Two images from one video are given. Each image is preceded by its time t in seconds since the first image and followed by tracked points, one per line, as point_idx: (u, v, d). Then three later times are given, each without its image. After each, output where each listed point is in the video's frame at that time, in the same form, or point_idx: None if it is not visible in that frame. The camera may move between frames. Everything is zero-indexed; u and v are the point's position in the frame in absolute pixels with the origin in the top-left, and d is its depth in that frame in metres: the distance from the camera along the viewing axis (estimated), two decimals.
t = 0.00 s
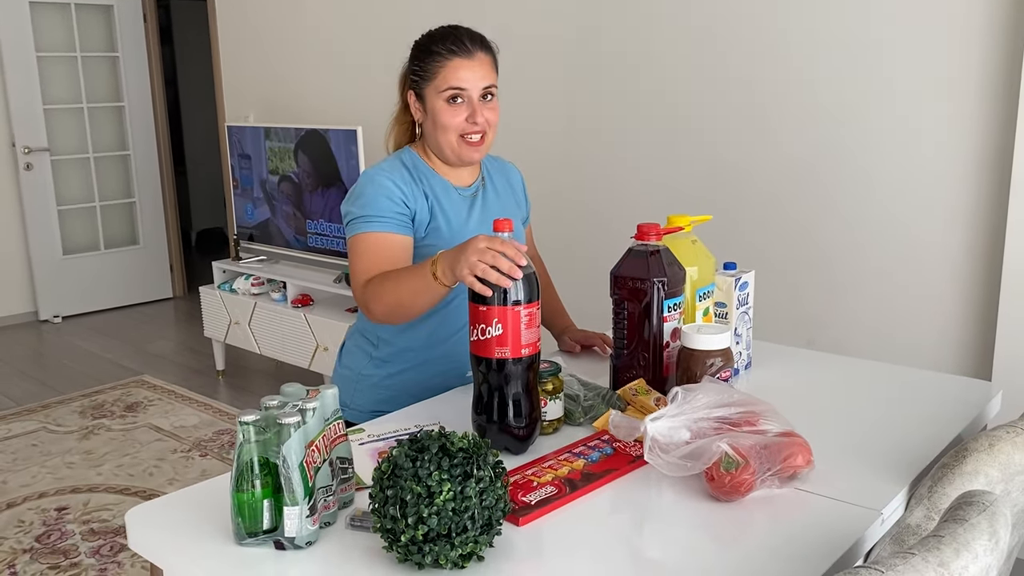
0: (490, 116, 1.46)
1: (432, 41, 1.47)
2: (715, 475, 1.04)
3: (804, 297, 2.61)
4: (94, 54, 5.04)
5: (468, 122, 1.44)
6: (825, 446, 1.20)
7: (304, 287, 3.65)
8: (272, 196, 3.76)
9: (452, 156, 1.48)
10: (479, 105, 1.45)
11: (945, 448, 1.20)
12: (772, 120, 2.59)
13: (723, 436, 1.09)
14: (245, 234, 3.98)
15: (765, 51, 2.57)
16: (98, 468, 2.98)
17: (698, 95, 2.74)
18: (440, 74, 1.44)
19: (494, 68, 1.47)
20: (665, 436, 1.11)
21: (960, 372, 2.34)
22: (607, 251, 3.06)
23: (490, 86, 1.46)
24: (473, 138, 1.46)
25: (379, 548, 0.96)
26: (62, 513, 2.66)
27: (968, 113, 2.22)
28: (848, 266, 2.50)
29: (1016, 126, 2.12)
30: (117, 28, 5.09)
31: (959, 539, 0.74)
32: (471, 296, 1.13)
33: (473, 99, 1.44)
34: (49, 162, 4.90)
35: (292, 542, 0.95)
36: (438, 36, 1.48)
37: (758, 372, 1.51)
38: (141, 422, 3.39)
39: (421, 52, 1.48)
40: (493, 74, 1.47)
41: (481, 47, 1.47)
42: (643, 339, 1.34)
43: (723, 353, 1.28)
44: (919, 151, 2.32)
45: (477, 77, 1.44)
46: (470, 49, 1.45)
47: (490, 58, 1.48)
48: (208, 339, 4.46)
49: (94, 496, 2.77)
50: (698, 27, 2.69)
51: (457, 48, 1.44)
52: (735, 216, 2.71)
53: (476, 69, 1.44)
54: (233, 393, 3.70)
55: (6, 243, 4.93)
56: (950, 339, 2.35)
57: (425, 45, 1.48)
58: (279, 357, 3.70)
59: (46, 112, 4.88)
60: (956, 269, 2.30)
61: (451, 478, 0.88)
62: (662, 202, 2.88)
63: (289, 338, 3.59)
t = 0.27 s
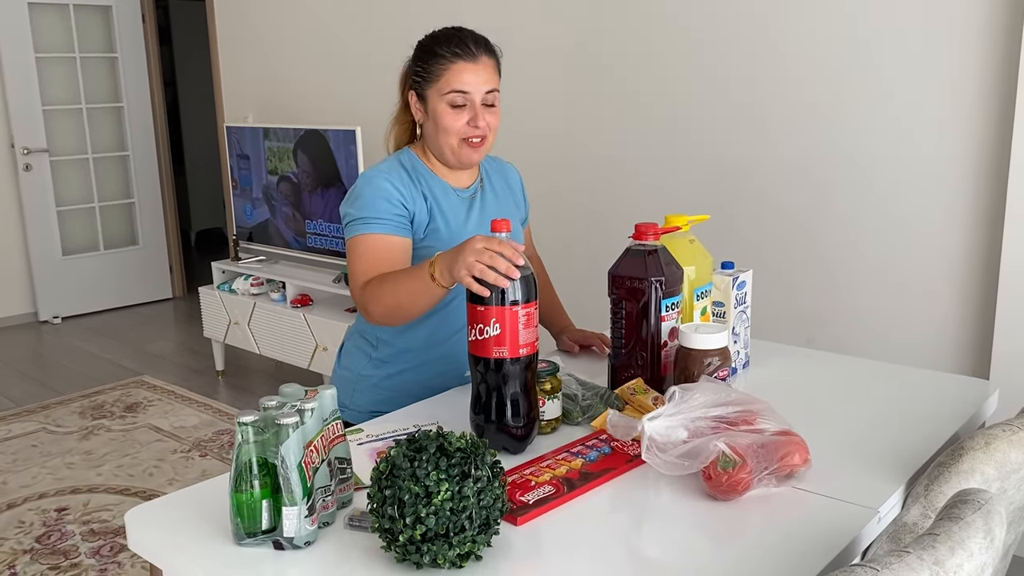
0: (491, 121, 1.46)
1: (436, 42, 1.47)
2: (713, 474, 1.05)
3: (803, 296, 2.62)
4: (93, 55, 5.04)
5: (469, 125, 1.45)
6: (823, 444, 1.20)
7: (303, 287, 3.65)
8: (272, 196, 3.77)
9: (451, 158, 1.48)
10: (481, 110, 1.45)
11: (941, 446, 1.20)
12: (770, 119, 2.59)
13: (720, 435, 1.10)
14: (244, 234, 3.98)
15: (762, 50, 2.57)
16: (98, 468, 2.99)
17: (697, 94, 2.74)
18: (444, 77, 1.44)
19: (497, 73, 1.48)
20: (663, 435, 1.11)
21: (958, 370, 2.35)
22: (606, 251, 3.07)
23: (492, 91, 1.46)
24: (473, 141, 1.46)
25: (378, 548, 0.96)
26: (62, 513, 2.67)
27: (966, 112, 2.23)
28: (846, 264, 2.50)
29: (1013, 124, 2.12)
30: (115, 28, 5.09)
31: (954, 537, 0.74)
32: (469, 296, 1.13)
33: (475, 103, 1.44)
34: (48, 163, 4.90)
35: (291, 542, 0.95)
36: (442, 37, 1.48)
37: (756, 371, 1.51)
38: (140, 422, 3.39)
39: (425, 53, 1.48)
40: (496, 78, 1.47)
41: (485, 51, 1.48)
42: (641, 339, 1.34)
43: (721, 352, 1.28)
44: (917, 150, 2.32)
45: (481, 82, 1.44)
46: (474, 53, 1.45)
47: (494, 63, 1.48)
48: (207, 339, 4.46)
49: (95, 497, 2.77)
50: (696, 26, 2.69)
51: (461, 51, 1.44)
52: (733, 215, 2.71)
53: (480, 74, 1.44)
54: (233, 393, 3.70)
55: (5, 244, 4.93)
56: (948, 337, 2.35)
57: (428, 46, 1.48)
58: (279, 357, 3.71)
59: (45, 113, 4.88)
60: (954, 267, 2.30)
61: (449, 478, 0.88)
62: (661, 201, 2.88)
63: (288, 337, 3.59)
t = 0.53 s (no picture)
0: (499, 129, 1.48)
1: (453, 43, 1.46)
2: (712, 473, 1.05)
3: (802, 295, 2.62)
4: (92, 56, 5.04)
5: (478, 131, 1.45)
6: (821, 443, 1.21)
7: (303, 288, 3.65)
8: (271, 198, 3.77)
9: (455, 161, 1.49)
10: (492, 117, 1.46)
11: (939, 444, 1.21)
12: (769, 118, 2.59)
13: (719, 434, 1.10)
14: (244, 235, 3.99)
15: (761, 49, 2.57)
16: (99, 470, 2.99)
17: (695, 94, 2.74)
18: (460, 80, 1.43)
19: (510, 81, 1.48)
20: (662, 434, 1.12)
21: (957, 369, 2.35)
22: (605, 250, 3.07)
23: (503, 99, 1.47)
24: (478, 147, 1.47)
25: (378, 547, 0.97)
26: (63, 514, 2.67)
27: (964, 110, 2.23)
28: (845, 263, 2.51)
29: (1012, 123, 2.12)
30: (114, 30, 5.10)
31: (952, 535, 0.75)
32: (467, 296, 1.14)
33: (488, 111, 1.45)
34: (48, 165, 4.90)
35: (291, 542, 0.95)
36: (459, 39, 1.46)
37: (755, 370, 1.51)
38: (141, 423, 3.39)
39: (441, 52, 1.46)
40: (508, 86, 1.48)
41: (501, 59, 1.48)
42: (640, 338, 1.34)
43: (720, 351, 1.28)
44: (916, 149, 2.33)
45: (496, 90, 1.44)
46: (493, 61, 1.45)
47: (508, 71, 1.48)
48: (208, 341, 4.47)
49: (95, 498, 2.77)
50: (696, 25, 2.70)
51: (480, 57, 1.44)
52: (733, 214, 2.71)
53: (496, 83, 1.44)
54: (233, 394, 3.70)
55: (5, 245, 4.94)
56: (947, 336, 2.36)
57: (445, 46, 1.46)
58: (279, 358, 3.71)
59: (45, 115, 4.89)
60: (953, 265, 2.31)
61: (449, 477, 0.88)
62: (660, 200, 2.88)
63: (288, 338, 3.59)
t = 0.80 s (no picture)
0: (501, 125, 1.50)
1: (459, 39, 1.47)
2: (713, 473, 1.05)
3: (802, 295, 2.62)
4: (92, 59, 5.04)
5: (486, 125, 1.47)
6: (822, 443, 1.21)
7: (303, 289, 3.65)
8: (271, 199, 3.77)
9: (459, 155, 1.49)
10: (496, 114, 1.49)
11: (939, 443, 1.21)
12: (768, 118, 2.60)
13: (720, 434, 1.10)
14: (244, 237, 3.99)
15: (760, 49, 2.58)
16: (100, 472, 2.99)
17: (695, 94, 2.74)
18: (469, 74, 1.45)
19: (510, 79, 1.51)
20: (663, 434, 1.12)
21: (957, 368, 2.35)
22: (605, 251, 3.07)
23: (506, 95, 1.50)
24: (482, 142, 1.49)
25: (379, 548, 0.97)
26: (64, 517, 2.67)
27: (963, 110, 2.23)
28: (845, 263, 2.51)
29: (1011, 122, 2.12)
30: (114, 32, 5.10)
31: (953, 534, 0.75)
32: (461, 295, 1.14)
33: (494, 107, 1.47)
34: (48, 167, 4.91)
35: (293, 543, 0.95)
36: (465, 36, 1.48)
37: (755, 370, 1.51)
38: (142, 425, 3.39)
39: (447, 47, 1.47)
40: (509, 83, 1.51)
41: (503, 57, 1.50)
42: (640, 338, 1.35)
43: (721, 351, 1.29)
44: (915, 148, 2.33)
45: (502, 87, 1.47)
46: (498, 59, 1.48)
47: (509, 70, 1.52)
48: (208, 342, 4.47)
49: (97, 500, 2.78)
50: (696, 25, 2.69)
51: (487, 53, 1.46)
52: (732, 214, 2.72)
53: (501, 80, 1.47)
54: (234, 396, 3.71)
55: (6, 247, 4.94)
56: (947, 335, 2.36)
57: (452, 41, 1.47)
58: (279, 360, 3.71)
59: (45, 117, 4.89)
60: (952, 265, 2.31)
61: (450, 478, 0.89)
62: (660, 200, 2.89)
63: (289, 340, 3.60)
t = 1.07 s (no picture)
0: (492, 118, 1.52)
1: (446, 35, 1.49)
2: (714, 474, 1.05)
3: (803, 295, 2.62)
4: (92, 62, 5.05)
5: (481, 117, 1.49)
6: (823, 443, 1.21)
7: (304, 291, 3.65)
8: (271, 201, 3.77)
9: (454, 149, 1.50)
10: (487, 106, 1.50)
11: (941, 443, 1.21)
12: (767, 118, 2.60)
13: (721, 435, 1.10)
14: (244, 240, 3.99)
15: (760, 49, 2.58)
16: (101, 475, 2.99)
17: (694, 95, 2.75)
18: (461, 66, 1.47)
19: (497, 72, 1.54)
20: (664, 435, 1.12)
21: (958, 367, 2.35)
22: (605, 252, 3.07)
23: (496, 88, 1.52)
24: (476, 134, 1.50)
25: (382, 550, 0.97)
26: (65, 520, 2.67)
27: (963, 109, 2.23)
28: (845, 263, 2.51)
29: (1011, 122, 2.13)
30: (113, 35, 5.10)
31: (955, 533, 0.75)
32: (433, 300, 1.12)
33: (485, 99, 1.49)
34: (48, 170, 4.91)
35: (295, 545, 0.96)
36: (451, 33, 1.50)
37: (756, 371, 1.51)
38: (143, 428, 3.39)
39: (437, 44, 1.48)
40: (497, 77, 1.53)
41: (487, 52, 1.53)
42: (641, 339, 1.35)
43: (721, 352, 1.29)
44: (914, 149, 2.33)
45: (490, 80, 1.50)
46: (484, 53, 1.50)
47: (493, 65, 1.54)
48: (209, 345, 4.47)
49: (98, 503, 2.78)
50: (696, 26, 2.69)
51: (476, 46, 1.49)
52: (733, 215, 2.72)
53: (489, 72, 1.50)
54: (235, 398, 3.71)
55: (6, 251, 4.94)
56: (948, 335, 2.36)
57: (439, 38, 1.49)
58: (280, 362, 3.71)
59: (45, 120, 4.89)
60: (953, 264, 2.31)
61: (452, 480, 0.89)
62: (660, 201, 2.89)
63: (289, 342, 3.60)
